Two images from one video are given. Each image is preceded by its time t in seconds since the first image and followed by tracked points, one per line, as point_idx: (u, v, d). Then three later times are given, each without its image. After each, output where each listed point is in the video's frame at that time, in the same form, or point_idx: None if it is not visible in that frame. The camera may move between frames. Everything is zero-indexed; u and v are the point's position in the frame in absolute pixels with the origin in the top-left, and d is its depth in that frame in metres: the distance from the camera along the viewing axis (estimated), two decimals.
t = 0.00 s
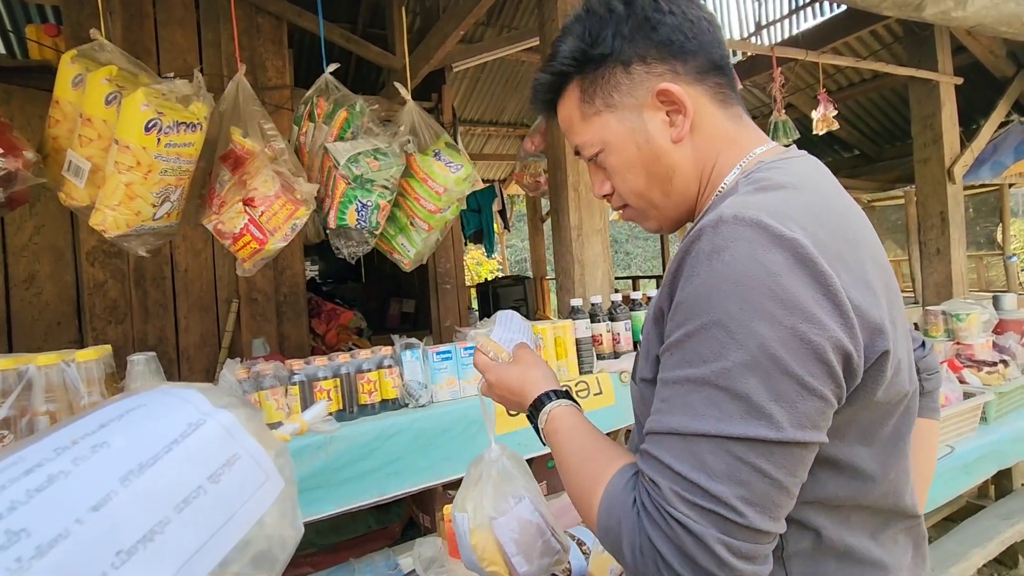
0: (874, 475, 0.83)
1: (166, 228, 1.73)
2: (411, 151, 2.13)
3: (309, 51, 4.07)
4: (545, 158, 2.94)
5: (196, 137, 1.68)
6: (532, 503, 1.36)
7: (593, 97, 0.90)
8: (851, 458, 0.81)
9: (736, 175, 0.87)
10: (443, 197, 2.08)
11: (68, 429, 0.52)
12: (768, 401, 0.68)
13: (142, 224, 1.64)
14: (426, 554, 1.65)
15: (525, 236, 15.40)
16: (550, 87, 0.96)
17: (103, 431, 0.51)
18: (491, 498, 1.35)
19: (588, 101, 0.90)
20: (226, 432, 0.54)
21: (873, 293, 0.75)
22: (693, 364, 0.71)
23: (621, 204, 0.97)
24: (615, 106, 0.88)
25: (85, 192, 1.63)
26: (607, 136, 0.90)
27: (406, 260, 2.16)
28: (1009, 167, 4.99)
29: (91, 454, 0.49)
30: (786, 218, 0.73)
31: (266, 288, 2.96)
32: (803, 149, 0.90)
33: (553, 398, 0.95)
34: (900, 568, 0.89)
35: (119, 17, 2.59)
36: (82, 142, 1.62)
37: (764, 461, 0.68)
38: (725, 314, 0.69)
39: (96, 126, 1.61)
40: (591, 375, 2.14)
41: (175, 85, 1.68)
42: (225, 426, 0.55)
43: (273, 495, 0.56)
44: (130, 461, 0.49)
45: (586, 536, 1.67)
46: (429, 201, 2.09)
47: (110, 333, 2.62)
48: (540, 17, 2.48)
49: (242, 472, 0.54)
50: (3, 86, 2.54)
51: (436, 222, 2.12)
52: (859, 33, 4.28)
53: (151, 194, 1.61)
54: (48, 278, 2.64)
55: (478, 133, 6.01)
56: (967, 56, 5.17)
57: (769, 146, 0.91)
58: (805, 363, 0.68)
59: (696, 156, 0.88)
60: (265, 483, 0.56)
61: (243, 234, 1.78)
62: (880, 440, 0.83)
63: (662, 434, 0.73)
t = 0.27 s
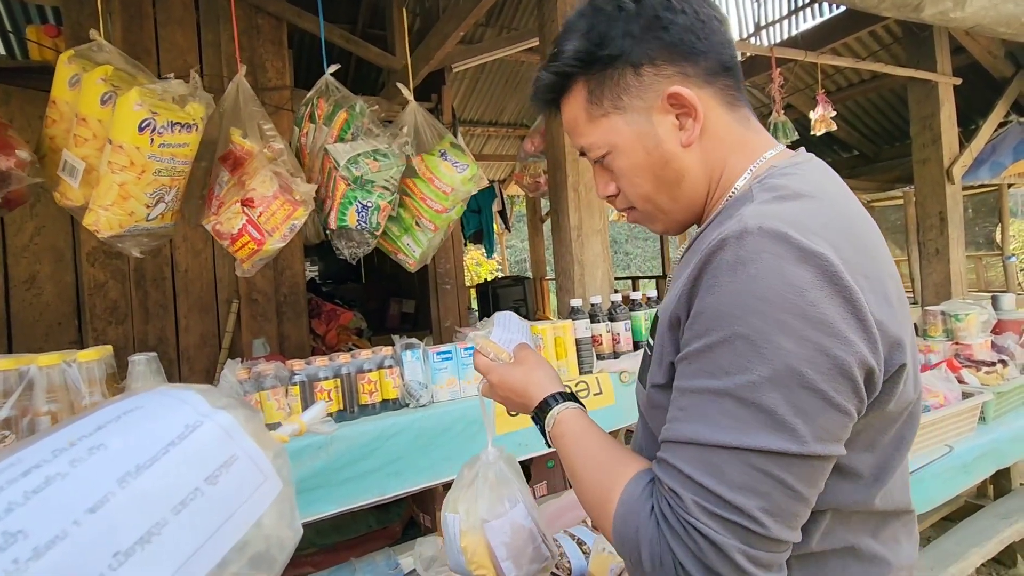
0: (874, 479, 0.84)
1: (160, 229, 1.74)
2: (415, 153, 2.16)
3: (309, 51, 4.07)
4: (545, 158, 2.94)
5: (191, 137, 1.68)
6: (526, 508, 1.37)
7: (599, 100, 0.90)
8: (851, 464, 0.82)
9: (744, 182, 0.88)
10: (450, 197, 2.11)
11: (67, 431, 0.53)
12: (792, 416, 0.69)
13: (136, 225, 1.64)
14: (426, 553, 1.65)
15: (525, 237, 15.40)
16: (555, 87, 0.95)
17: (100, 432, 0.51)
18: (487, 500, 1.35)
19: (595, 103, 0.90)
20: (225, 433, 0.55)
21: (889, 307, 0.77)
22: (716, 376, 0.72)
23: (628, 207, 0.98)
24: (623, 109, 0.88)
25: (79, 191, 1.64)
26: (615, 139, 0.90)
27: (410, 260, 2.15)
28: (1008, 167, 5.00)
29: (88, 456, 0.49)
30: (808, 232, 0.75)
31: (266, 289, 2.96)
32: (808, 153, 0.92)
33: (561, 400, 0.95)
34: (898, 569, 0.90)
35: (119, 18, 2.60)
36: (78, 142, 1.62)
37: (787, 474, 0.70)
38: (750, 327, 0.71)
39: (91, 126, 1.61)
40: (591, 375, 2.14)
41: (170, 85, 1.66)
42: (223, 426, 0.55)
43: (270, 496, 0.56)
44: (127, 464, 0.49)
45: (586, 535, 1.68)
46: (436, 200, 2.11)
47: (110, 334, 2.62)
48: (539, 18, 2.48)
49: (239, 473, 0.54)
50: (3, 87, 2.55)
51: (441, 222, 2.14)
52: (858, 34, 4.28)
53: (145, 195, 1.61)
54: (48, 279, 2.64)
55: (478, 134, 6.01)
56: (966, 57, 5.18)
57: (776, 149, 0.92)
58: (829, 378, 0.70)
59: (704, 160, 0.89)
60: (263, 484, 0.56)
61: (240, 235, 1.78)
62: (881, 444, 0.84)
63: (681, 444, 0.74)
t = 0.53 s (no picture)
0: (877, 475, 0.85)
1: (161, 230, 1.75)
2: (419, 154, 2.17)
3: (310, 53, 4.08)
4: (546, 159, 2.95)
5: (190, 138, 1.69)
6: (522, 508, 1.38)
7: (609, 100, 0.90)
8: (858, 457, 0.83)
9: (751, 181, 0.89)
10: (455, 197, 2.12)
11: (67, 431, 0.53)
12: (807, 408, 0.70)
13: (135, 225, 1.65)
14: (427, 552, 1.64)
15: (525, 237, 15.41)
16: (563, 87, 0.96)
17: (101, 432, 0.52)
18: (484, 499, 1.36)
19: (604, 104, 0.91)
20: (225, 432, 0.56)
21: (898, 303, 0.79)
22: (733, 370, 0.73)
23: (636, 206, 0.98)
24: (632, 109, 0.89)
25: (79, 192, 1.65)
26: (623, 139, 0.90)
27: (413, 261, 2.15)
28: (1007, 168, 5.00)
29: (88, 456, 0.49)
30: (820, 231, 0.75)
31: (267, 289, 2.96)
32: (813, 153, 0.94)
33: (568, 395, 0.97)
34: (897, 567, 0.91)
35: (121, 19, 2.61)
36: (79, 143, 1.63)
37: (803, 463, 0.71)
38: (765, 324, 0.71)
39: (91, 127, 1.62)
40: (591, 375, 2.15)
41: (170, 85, 1.67)
42: (223, 426, 0.56)
43: (270, 496, 0.57)
44: (128, 463, 0.50)
45: (586, 534, 1.68)
46: (440, 201, 2.12)
47: (111, 334, 2.62)
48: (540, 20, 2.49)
49: (240, 472, 0.54)
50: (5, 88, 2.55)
51: (446, 223, 2.15)
52: (858, 35, 4.29)
53: (143, 196, 1.62)
54: (49, 279, 2.65)
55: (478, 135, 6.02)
56: (965, 58, 5.19)
57: (781, 149, 0.93)
58: (843, 372, 0.71)
59: (712, 160, 0.90)
60: (263, 484, 0.56)
61: (243, 236, 1.79)
62: (885, 440, 0.85)
63: (698, 436, 0.75)
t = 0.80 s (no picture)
0: (879, 473, 0.86)
1: (165, 230, 1.75)
2: (422, 154, 2.17)
3: (311, 55, 4.09)
4: (546, 160, 2.96)
5: (192, 139, 1.69)
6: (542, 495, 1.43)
7: (616, 100, 0.91)
8: (862, 452, 0.83)
9: (757, 181, 0.89)
10: (457, 198, 2.13)
11: (67, 432, 0.54)
12: (813, 402, 0.71)
13: (140, 227, 1.65)
14: (427, 553, 1.67)
15: (525, 239, 15.41)
16: (570, 89, 0.96)
17: (101, 433, 0.52)
18: (505, 492, 1.39)
19: (611, 104, 0.91)
20: (224, 434, 0.56)
21: (902, 300, 0.79)
22: (741, 364, 0.73)
23: (643, 205, 0.99)
24: (638, 109, 0.89)
25: (86, 194, 1.66)
26: (630, 139, 0.91)
27: (409, 262, 2.15)
28: (1008, 170, 5.00)
29: (88, 458, 0.50)
30: (827, 229, 0.76)
31: (268, 290, 2.97)
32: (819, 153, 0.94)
33: (577, 389, 0.97)
34: (897, 564, 0.91)
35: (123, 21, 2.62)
36: (85, 146, 1.64)
37: (808, 456, 0.72)
38: (772, 320, 0.72)
39: (96, 130, 1.63)
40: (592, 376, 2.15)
41: (171, 87, 1.68)
42: (223, 428, 0.56)
43: (270, 497, 0.57)
44: (127, 465, 0.50)
45: (586, 536, 1.68)
46: (442, 202, 2.13)
47: (113, 335, 2.63)
48: (541, 21, 2.50)
49: (240, 474, 0.55)
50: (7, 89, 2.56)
51: (446, 223, 2.15)
52: (858, 37, 4.30)
53: (148, 197, 1.63)
54: (51, 280, 2.65)
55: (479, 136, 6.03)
56: (965, 60, 5.20)
57: (786, 149, 0.93)
58: (848, 368, 0.71)
59: (717, 160, 0.90)
60: (264, 484, 0.57)
61: (251, 238, 1.80)
62: (887, 437, 0.86)
63: (705, 429, 0.75)
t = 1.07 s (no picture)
0: (881, 474, 0.86)
1: (170, 231, 1.76)
2: (423, 156, 2.17)
3: (312, 56, 4.10)
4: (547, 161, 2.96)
5: (194, 139, 1.69)
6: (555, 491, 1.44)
7: (618, 104, 0.91)
8: (866, 453, 0.84)
9: (761, 184, 0.90)
10: (457, 199, 2.14)
11: (65, 433, 0.54)
12: (820, 403, 0.71)
13: (144, 228, 1.66)
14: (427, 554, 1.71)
15: (525, 241, 15.42)
16: (573, 93, 0.97)
17: (99, 434, 0.53)
18: (519, 489, 1.39)
19: (613, 108, 0.92)
20: (223, 434, 0.56)
21: (907, 302, 0.80)
22: (748, 365, 0.74)
23: (645, 208, 0.99)
24: (641, 114, 0.90)
25: (93, 196, 1.67)
26: (633, 143, 0.91)
27: (408, 264, 2.16)
28: (1009, 172, 5.00)
29: (85, 457, 0.50)
30: (836, 232, 0.76)
31: (269, 291, 2.97)
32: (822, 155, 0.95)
33: (582, 390, 0.97)
34: (899, 566, 0.91)
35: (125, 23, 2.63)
36: (89, 148, 1.65)
37: (815, 455, 0.72)
38: (781, 321, 0.72)
39: (99, 132, 1.63)
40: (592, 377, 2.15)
41: (170, 88, 1.68)
42: (221, 428, 0.57)
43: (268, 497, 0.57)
44: (126, 465, 0.50)
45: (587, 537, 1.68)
46: (441, 204, 2.13)
47: (114, 336, 2.63)
48: (542, 23, 2.50)
49: (238, 474, 0.55)
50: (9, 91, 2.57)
51: (445, 224, 2.15)
52: (859, 40, 4.30)
53: (152, 199, 1.63)
54: (52, 281, 2.66)
55: (480, 138, 6.04)
56: (966, 62, 5.20)
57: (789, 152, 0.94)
58: (855, 369, 0.71)
59: (719, 164, 0.91)
60: (262, 484, 0.57)
61: (256, 238, 1.80)
62: (891, 437, 0.86)
63: (712, 429, 0.75)
